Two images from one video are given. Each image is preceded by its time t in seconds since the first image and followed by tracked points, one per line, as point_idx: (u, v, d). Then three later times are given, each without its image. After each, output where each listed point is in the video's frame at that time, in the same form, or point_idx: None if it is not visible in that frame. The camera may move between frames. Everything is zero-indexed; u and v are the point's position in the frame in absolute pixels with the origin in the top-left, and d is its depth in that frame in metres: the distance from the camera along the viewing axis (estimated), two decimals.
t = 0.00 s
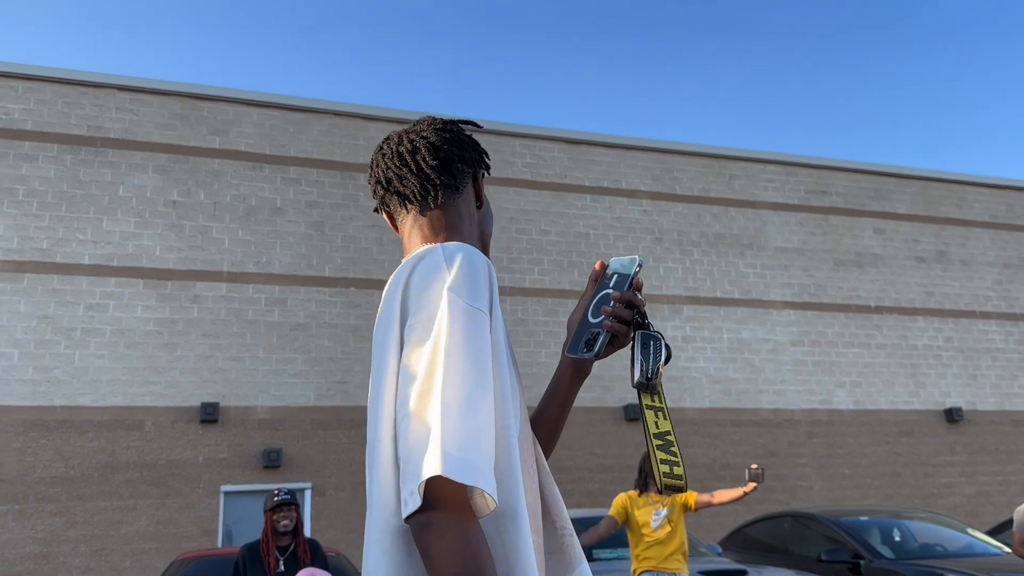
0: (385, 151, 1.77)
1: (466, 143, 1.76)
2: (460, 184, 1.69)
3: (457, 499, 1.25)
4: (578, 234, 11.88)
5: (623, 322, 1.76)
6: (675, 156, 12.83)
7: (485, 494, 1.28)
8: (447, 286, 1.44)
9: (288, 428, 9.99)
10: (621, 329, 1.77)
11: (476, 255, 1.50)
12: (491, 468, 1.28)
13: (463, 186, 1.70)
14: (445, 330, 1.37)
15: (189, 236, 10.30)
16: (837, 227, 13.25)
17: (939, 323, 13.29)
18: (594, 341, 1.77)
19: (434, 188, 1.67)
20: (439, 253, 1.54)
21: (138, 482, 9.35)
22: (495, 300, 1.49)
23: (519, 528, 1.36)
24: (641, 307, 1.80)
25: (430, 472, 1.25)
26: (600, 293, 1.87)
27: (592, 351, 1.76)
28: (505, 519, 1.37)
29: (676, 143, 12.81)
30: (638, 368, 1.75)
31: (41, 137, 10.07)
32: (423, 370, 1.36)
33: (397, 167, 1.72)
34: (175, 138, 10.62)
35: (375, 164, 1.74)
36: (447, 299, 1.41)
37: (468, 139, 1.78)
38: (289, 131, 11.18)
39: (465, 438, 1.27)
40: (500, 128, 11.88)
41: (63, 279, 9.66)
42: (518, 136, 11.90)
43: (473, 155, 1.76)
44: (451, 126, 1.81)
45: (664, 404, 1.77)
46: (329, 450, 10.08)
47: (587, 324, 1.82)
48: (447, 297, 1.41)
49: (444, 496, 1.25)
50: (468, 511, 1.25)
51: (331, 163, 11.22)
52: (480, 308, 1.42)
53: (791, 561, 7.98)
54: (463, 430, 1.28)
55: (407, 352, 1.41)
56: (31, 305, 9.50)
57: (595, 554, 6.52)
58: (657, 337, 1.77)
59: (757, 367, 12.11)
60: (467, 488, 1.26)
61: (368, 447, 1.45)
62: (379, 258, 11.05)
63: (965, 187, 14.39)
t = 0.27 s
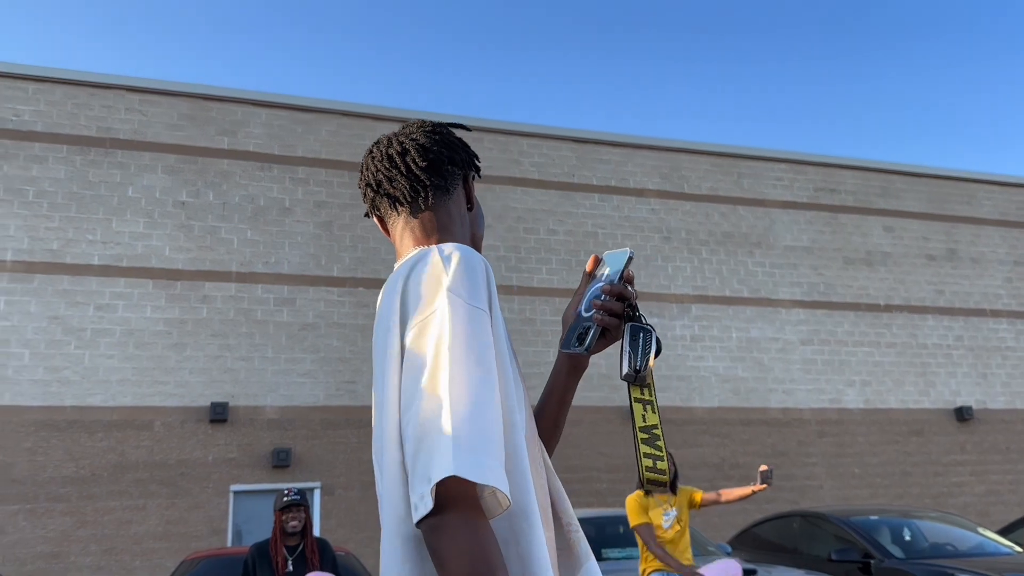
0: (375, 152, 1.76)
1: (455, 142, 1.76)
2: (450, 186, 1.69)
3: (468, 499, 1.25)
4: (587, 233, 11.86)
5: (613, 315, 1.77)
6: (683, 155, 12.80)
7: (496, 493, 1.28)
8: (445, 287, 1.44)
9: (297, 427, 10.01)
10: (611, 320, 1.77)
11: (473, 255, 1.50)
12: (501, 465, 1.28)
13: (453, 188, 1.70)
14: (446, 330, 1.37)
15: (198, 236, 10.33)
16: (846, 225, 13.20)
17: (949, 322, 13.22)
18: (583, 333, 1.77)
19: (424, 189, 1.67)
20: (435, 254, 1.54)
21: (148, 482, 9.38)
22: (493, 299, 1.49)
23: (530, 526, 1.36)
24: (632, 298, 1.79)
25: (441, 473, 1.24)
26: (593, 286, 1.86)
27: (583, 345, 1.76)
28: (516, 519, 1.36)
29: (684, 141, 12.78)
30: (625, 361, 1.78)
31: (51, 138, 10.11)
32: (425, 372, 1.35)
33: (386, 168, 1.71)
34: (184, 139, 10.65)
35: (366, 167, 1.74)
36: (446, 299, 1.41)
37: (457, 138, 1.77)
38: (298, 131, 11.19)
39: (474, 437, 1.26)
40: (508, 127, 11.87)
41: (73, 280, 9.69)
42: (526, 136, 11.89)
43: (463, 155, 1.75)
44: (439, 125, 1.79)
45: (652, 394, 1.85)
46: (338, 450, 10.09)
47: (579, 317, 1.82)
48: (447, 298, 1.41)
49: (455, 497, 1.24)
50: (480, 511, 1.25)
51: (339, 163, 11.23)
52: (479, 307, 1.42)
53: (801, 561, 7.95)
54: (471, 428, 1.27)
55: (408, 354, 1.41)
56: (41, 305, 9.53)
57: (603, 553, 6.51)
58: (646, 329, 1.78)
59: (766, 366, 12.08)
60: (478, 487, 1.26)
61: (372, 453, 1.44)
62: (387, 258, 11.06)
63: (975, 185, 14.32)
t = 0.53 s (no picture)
0: (375, 150, 1.78)
1: (453, 137, 1.74)
2: (446, 183, 1.68)
3: (468, 509, 1.25)
4: (594, 232, 11.85)
5: (610, 310, 1.77)
6: (690, 153, 12.79)
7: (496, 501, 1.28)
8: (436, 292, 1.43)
9: (304, 426, 10.03)
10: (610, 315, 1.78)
11: (465, 258, 1.50)
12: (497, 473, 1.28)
13: (454, 184, 1.69)
14: (438, 338, 1.36)
15: (206, 236, 10.36)
16: (854, 223, 13.16)
17: (958, 319, 13.17)
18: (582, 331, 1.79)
19: (424, 188, 1.67)
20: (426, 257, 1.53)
21: (157, 481, 9.41)
22: (486, 302, 1.48)
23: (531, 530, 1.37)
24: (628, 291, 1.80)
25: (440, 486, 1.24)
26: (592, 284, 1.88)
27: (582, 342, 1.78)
28: (518, 524, 1.36)
29: (691, 139, 12.77)
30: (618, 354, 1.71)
31: (60, 138, 10.14)
32: (419, 382, 1.35)
33: (388, 166, 1.73)
34: (191, 139, 10.67)
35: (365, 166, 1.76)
36: (438, 306, 1.40)
37: (455, 132, 1.75)
38: (305, 131, 11.21)
39: (470, 447, 1.26)
40: (514, 126, 11.87)
41: (82, 280, 9.73)
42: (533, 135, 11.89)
43: (462, 149, 1.74)
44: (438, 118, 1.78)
45: (643, 394, 1.76)
46: (346, 449, 10.11)
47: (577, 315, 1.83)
48: (438, 304, 1.40)
49: (455, 507, 1.24)
50: (481, 520, 1.25)
51: (346, 162, 11.25)
52: (471, 311, 1.42)
53: (809, 559, 7.93)
54: (467, 438, 1.27)
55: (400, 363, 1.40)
56: (50, 305, 9.56)
57: (612, 552, 6.50)
58: (643, 324, 1.74)
59: (774, 364, 12.06)
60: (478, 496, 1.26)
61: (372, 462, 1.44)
62: (394, 257, 11.08)
63: (983, 182, 14.27)
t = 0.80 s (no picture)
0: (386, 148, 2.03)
1: (443, 129, 1.90)
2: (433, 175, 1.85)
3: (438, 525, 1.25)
4: (599, 230, 11.83)
5: (630, 309, 1.78)
6: (695, 151, 12.77)
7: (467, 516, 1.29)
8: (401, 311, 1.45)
9: (310, 425, 10.05)
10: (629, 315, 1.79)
11: (424, 275, 1.53)
12: (459, 488, 1.29)
13: (435, 179, 1.86)
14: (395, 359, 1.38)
15: (212, 235, 10.37)
16: (860, 220, 13.12)
17: (965, 317, 13.14)
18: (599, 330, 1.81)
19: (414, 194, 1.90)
20: (400, 275, 1.56)
21: (164, 480, 9.42)
22: (451, 317, 1.50)
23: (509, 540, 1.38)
24: (649, 291, 1.82)
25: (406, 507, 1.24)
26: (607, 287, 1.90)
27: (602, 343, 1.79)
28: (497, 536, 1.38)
29: (696, 137, 12.75)
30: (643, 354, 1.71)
31: (65, 138, 10.16)
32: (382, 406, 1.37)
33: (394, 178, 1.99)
34: (197, 138, 10.68)
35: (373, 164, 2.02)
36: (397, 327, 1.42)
37: (447, 125, 1.91)
38: (310, 130, 11.22)
39: (424, 465, 1.27)
40: (519, 124, 11.86)
41: (88, 279, 9.75)
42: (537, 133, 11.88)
43: (453, 139, 1.88)
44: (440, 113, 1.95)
45: (672, 394, 1.75)
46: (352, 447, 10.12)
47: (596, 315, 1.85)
48: (399, 323, 1.42)
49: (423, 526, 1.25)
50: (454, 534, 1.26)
51: (351, 161, 11.25)
52: (434, 327, 1.43)
53: (816, 557, 7.91)
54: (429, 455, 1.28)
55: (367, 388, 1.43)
56: (56, 304, 9.58)
57: (617, 550, 6.49)
58: (665, 323, 1.75)
59: (780, 362, 12.03)
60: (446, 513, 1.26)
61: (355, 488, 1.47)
62: (400, 256, 11.09)
63: (990, 178, 14.21)
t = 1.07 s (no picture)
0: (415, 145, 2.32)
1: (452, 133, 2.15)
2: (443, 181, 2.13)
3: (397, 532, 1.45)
4: (602, 228, 11.83)
5: (647, 323, 1.99)
6: (699, 148, 12.76)
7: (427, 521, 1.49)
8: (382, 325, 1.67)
9: (314, 423, 10.07)
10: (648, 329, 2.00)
11: (409, 292, 1.74)
12: (419, 500, 1.48)
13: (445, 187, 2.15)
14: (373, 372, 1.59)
15: (215, 234, 10.39)
16: (864, 217, 13.09)
17: (969, 314, 13.12)
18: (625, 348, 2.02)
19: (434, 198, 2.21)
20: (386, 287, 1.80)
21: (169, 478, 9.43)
22: (432, 332, 1.71)
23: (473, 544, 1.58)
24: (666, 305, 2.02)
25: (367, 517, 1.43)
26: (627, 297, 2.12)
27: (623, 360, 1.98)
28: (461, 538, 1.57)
29: (699, 134, 12.74)
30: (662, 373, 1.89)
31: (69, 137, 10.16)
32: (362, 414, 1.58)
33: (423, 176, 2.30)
34: (200, 137, 10.69)
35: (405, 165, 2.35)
36: (379, 341, 1.64)
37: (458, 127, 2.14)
38: (313, 128, 11.22)
39: (385, 476, 1.46)
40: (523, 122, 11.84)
41: (92, 278, 9.76)
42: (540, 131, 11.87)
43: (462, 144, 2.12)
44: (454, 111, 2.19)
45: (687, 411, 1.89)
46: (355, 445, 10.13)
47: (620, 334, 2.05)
48: (381, 334, 1.65)
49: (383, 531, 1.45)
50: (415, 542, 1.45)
51: (354, 159, 11.25)
52: (418, 349, 1.66)
53: (819, 554, 7.92)
54: (394, 464, 1.48)
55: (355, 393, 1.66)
56: (60, 303, 9.58)
57: (621, 548, 6.50)
58: (684, 337, 1.94)
59: (784, 359, 12.03)
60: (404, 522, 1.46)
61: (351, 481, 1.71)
62: (403, 254, 11.11)
63: (994, 175, 14.18)
